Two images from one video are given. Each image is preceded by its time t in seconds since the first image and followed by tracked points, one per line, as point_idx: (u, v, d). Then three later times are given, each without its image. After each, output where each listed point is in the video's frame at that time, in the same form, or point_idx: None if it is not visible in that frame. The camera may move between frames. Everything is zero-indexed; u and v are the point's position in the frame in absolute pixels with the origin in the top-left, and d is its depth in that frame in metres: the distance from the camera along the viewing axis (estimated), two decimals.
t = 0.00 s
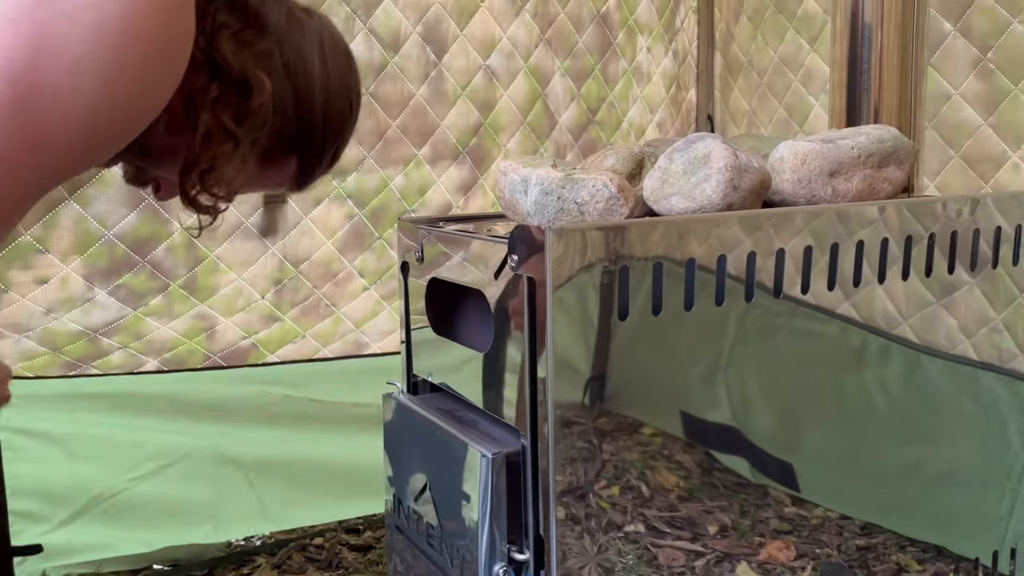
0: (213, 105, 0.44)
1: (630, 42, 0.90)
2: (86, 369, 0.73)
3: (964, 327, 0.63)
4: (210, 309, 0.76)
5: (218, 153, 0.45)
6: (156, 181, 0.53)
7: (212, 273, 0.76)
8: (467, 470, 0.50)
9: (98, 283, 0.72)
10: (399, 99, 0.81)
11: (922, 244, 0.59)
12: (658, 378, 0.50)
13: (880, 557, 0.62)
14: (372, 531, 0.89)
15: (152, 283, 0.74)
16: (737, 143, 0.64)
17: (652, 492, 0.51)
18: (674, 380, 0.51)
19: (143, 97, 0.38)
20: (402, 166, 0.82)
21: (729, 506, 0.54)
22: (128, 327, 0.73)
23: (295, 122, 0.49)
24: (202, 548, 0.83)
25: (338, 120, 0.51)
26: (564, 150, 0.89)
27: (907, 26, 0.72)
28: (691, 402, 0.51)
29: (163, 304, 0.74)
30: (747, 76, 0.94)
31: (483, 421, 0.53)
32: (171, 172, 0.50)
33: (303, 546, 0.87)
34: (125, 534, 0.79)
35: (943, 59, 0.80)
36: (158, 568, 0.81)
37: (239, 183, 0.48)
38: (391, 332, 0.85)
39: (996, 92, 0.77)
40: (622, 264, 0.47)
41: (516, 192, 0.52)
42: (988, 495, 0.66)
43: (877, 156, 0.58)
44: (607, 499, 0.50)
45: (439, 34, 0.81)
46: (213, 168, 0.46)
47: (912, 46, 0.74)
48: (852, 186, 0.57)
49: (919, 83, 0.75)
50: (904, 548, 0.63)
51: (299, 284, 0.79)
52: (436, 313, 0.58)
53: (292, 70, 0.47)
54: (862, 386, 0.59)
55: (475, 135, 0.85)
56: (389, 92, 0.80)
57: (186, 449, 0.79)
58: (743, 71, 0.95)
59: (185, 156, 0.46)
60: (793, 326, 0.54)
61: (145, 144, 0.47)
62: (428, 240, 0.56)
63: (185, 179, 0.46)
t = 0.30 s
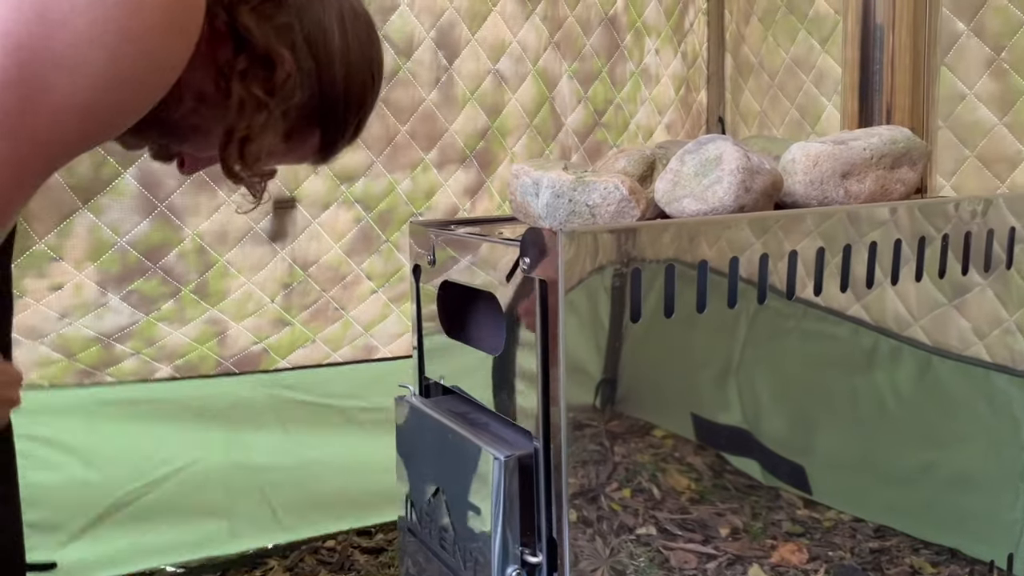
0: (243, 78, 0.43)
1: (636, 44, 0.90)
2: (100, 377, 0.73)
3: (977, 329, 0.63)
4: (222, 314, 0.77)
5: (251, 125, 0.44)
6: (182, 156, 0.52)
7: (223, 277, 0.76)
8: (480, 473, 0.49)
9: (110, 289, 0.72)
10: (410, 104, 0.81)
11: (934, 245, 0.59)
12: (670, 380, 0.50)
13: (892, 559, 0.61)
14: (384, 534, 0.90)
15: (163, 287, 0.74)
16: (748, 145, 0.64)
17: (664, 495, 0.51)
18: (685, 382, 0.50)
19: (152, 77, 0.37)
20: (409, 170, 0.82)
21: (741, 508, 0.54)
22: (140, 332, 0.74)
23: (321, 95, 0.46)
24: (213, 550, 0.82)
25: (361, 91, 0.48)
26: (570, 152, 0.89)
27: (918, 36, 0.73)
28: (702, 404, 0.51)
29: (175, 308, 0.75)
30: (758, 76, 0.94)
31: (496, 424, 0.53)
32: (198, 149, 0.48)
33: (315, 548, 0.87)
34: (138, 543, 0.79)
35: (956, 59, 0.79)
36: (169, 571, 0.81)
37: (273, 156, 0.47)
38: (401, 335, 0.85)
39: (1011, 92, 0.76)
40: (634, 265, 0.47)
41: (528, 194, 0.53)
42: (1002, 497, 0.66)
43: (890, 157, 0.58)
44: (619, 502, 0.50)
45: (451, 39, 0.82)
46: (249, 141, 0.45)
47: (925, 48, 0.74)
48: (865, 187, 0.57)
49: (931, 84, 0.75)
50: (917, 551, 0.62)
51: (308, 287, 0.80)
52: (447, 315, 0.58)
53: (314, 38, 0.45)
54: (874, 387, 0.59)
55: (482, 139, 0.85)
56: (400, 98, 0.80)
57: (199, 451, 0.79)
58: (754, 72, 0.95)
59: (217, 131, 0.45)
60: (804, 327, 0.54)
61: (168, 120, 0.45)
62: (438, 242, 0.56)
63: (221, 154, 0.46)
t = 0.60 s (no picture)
0: None
1: (637, 43, 0.91)
2: (111, 396, 0.73)
3: (985, 330, 0.63)
4: (229, 321, 0.77)
5: None
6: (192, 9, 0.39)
7: (231, 280, 0.76)
8: (488, 472, 0.50)
9: (122, 296, 0.72)
10: (404, 103, 0.81)
11: (942, 244, 0.59)
12: (678, 381, 0.50)
13: (903, 560, 0.61)
14: (392, 534, 0.89)
15: (174, 293, 0.74)
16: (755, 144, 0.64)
17: (673, 495, 0.51)
18: (693, 383, 0.50)
19: None
20: (404, 168, 0.82)
21: (751, 509, 0.54)
22: (151, 344, 0.74)
23: None
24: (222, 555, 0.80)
25: None
26: (562, 150, 0.89)
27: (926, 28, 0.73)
28: (709, 405, 0.51)
29: (184, 316, 0.75)
30: (766, 75, 0.94)
31: (504, 424, 0.53)
32: None
33: (324, 548, 0.85)
34: (150, 556, 0.77)
35: (960, 58, 0.79)
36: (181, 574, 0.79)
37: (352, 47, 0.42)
38: (405, 337, 0.85)
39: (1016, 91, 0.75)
40: (641, 266, 0.47)
41: (535, 194, 0.53)
42: (1015, 498, 0.65)
43: (898, 155, 0.58)
44: (627, 502, 0.49)
45: (443, 38, 0.82)
46: None
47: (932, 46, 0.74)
48: (873, 186, 0.57)
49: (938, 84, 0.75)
50: (927, 552, 0.62)
51: (311, 289, 0.80)
52: (456, 313, 0.59)
53: None
54: (883, 388, 0.58)
55: (475, 137, 0.85)
56: (392, 97, 0.81)
57: (208, 460, 0.78)
58: (761, 72, 0.95)
59: None
60: (812, 328, 0.54)
61: None
62: (446, 242, 0.57)
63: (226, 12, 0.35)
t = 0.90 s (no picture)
0: None
1: (649, 43, 0.91)
2: (116, 391, 0.73)
3: (990, 328, 0.63)
4: (237, 320, 0.77)
5: None
6: None
7: (237, 280, 0.76)
8: (492, 470, 0.49)
9: (127, 294, 0.72)
10: (414, 102, 0.81)
11: (948, 242, 0.58)
12: (683, 380, 0.50)
13: (910, 559, 0.61)
14: (399, 533, 0.89)
15: (181, 292, 0.74)
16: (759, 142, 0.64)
17: (678, 495, 0.51)
18: (697, 382, 0.50)
19: None
20: (416, 169, 0.82)
21: (757, 509, 0.54)
22: (157, 340, 0.74)
23: None
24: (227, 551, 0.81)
25: None
26: (580, 151, 0.88)
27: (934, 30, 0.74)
28: (714, 404, 0.51)
29: (191, 314, 0.75)
30: (771, 74, 0.94)
31: (507, 422, 0.53)
32: None
33: (330, 548, 0.86)
34: (154, 552, 0.78)
35: (969, 54, 0.79)
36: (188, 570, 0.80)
37: None
38: (413, 336, 0.85)
39: None
40: (645, 264, 0.47)
41: (539, 192, 0.53)
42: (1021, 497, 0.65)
43: (903, 152, 0.57)
44: (633, 502, 0.49)
45: (454, 38, 0.82)
46: None
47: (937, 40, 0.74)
48: (878, 183, 0.56)
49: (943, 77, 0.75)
50: (934, 550, 0.62)
51: (319, 288, 0.80)
52: (460, 310, 0.59)
53: None
54: (888, 387, 0.58)
55: (489, 138, 0.84)
56: (401, 96, 0.80)
57: (210, 455, 0.79)
58: (766, 70, 0.94)
59: None
60: (817, 327, 0.54)
61: None
62: (450, 240, 0.57)
63: None
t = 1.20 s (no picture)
0: None
1: (653, 40, 0.90)
2: (123, 387, 0.73)
3: (999, 325, 0.62)
4: (243, 318, 0.77)
5: None
6: None
7: (245, 279, 0.77)
8: (498, 466, 0.50)
9: (136, 295, 0.72)
10: (423, 100, 0.81)
11: (956, 239, 0.58)
12: (690, 378, 0.50)
13: (915, 557, 0.61)
14: (404, 530, 0.88)
15: (189, 292, 0.74)
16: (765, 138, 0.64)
17: (684, 493, 0.51)
18: (705, 379, 0.50)
19: None
20: (423, 168, 0.82)
21: (763, 507, 0.54)
22: (164, 338, 0.74)
23: None
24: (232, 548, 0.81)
25: None
26: (584, 148, 0.88)
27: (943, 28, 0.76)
28: (722, 403, 0.51)
29: (198, 312, 0.75)
30: (776, 71, 0.93)
31: (513, 418, 0.53)
32: None
33: (335, 545, 0.85)
34: (162, 549, 0.78)
35: (975, 51, 0.76)
36: (193, 567, 0.80)
37: None
38: (417, 333, 0.85)
39: None
40: (650, 259, 0.47)
41: (543, 188, 0.53)
42: None
43: (909, 148, 0.57)
44: (638, 500, 0.49)
45: (464, 36, 0.82)
46: None
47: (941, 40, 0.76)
48: (884, 179, 0.56)
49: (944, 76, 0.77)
50: (940, 548, 0.62)
51: (325, 286, 0.80)
52: (465, 306, 0.59)
53: None
54: (897, 384, 0.58)
55: (496, 135, 0.84)
56: (411, 95, 0.80)
57: (216, 452, 0.79)
58: (772, 67, 0.94)
59: None
60: (826, 324, 0.54)
61: None
62: (456, 237, 0.56)
63: None
